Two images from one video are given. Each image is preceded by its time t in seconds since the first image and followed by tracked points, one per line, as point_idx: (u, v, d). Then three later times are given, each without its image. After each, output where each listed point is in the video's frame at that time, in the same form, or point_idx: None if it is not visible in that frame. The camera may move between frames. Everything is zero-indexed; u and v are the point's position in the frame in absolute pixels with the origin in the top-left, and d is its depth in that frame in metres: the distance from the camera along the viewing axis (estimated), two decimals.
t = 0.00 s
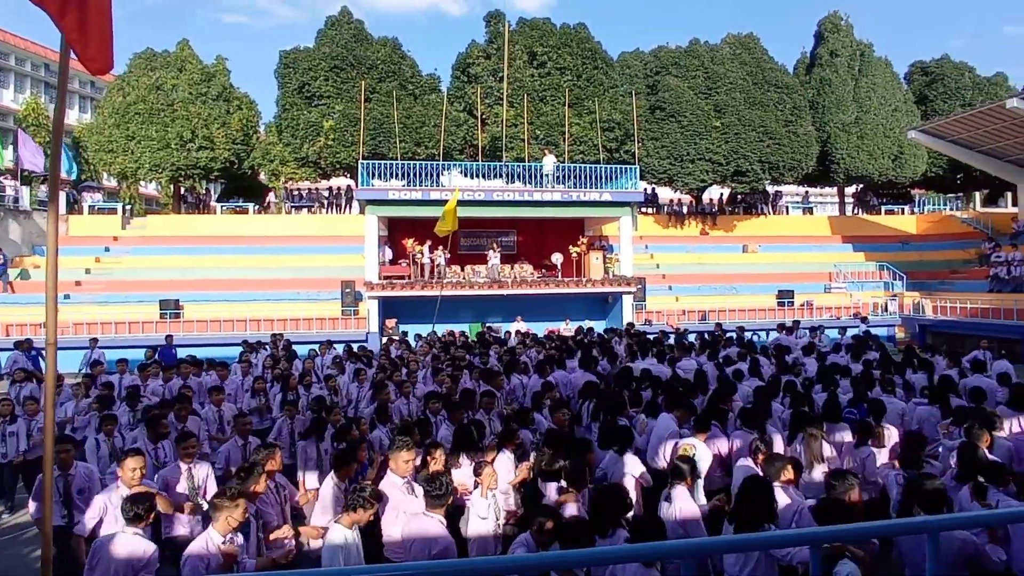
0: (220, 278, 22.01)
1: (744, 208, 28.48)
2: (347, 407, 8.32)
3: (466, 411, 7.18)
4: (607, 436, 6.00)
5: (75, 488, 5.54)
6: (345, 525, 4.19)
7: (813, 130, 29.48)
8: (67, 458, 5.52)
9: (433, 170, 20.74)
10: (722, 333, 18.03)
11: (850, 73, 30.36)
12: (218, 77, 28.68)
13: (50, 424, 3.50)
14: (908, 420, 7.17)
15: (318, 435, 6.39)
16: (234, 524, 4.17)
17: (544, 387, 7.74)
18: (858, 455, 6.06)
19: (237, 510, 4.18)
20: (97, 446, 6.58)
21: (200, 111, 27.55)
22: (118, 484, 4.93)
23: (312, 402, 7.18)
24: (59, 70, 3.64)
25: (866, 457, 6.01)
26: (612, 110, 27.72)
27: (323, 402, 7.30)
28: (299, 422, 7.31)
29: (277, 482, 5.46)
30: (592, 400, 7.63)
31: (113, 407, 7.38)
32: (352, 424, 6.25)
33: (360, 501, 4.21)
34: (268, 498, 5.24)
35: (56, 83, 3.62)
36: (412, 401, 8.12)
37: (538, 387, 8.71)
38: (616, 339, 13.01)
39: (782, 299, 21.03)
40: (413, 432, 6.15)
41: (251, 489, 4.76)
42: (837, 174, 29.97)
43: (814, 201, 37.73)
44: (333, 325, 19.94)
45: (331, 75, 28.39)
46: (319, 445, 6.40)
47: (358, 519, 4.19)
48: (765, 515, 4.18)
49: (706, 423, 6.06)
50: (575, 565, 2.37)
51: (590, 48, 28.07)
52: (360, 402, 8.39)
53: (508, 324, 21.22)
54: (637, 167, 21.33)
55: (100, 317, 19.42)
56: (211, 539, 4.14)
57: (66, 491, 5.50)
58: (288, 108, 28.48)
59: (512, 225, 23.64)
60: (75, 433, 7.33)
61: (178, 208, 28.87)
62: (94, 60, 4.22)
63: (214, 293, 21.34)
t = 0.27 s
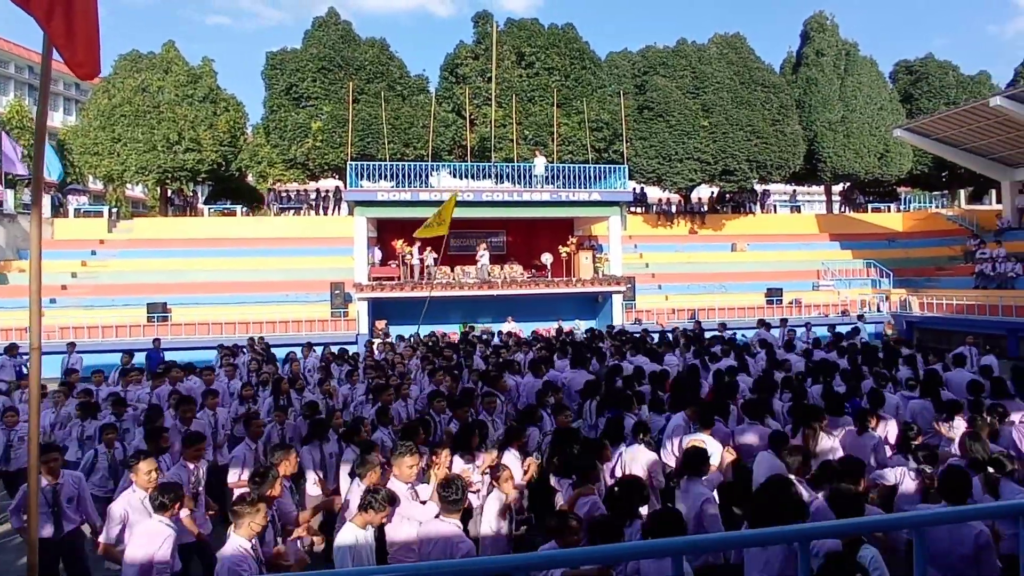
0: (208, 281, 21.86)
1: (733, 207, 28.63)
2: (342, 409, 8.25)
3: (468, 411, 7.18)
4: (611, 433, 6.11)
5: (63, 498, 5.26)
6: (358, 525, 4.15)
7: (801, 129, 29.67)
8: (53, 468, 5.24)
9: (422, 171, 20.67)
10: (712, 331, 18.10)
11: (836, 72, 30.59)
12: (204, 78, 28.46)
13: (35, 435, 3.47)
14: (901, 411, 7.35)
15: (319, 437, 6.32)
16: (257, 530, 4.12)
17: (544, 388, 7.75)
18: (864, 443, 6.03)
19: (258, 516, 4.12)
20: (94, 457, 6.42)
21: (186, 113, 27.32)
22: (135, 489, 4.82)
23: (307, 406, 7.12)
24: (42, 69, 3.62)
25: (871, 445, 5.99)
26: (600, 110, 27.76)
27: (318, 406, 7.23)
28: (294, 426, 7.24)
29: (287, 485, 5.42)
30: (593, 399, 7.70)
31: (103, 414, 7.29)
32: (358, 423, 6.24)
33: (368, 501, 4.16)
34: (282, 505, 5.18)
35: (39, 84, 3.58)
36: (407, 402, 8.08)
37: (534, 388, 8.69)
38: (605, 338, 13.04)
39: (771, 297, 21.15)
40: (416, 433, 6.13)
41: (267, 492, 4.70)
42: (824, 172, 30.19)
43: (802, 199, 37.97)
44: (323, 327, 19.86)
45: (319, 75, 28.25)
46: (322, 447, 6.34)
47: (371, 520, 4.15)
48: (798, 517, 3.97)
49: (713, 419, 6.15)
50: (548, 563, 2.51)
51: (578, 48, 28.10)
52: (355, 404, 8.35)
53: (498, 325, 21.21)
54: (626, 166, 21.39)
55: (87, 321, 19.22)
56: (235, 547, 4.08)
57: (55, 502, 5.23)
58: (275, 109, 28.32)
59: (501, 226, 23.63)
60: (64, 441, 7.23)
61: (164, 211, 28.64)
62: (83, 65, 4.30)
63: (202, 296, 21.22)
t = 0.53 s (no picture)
0: (200, 282, 21.76)
1: (725, 207, 28.74)
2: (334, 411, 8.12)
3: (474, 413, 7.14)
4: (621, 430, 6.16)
5: (59, 512, 5.22)
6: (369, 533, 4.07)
7: (792, 129, 29.82)
8: (50, 481, 5.13)
9: (415, 172, 20.63)
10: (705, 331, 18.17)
11: (827, 73, 30.77)
12: (195, 79, 28.31)
13: (22, 443, 3.42)
14: (893, 408, 7.41)
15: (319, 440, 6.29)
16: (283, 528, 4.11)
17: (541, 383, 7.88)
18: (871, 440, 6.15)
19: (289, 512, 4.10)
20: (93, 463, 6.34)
21: (177, 113, 27.15)
22: (157, 490, 4.83)
23: (304, 407, 7.10)
24: (29, 69, 3.60)
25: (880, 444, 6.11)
26: (593, 111, 27.80)
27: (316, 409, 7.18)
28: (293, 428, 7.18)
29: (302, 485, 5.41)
30: (599, 398, 7.93)
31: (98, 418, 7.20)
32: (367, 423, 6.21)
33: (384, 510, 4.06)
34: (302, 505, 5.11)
35: (26, 84, 3.55)
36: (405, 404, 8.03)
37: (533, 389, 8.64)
38: (600, 338, 13.07)
39: (763, 297, 21.26)
40: (421, 433, 6.12)
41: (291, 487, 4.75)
42: (816, 173, 30.35)
43: (794, 200, 38.15)
44: (315, 328, 19.80)
45: (311, 76, 28.15)
46: (328, 449, 6.30)
47: (384, 532, 4.03)
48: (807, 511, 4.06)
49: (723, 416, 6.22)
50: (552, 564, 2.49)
51: (571, 49, 28.13)
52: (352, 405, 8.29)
53: (491, 325, 21.21)
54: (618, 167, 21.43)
55: (77, 324, 19.09)
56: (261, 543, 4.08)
57: (53, 515, 5.18)
58: (267, 110, 28.21)
59: (494, 226, 23.63)
60: (58, 445, 7.15)
61: (155, 212, 28.46)
62: (73, 67, 4.30)
63: (194, 297, 21.14)
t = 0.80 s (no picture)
0: (190, 283, 21.62)
1: (716, 208, 28.84)
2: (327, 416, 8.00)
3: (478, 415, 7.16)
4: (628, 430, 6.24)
5: (57, 520, 5.15)
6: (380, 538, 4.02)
7: (783, 130, 29.98)
8: (49, 487, 5.08)
9: (408, 172, 20.57)
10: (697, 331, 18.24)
11: (817, 74, 30.98)
12: (186, 77, 28.11)
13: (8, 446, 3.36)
14: (889, 407, 7.56)
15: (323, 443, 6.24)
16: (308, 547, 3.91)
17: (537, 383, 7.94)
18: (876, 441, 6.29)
19: (313, 532, 3.92)
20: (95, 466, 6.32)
21: (167, 112, 26.95)
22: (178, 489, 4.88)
23: (296, 412, 7.00)
24: (15, 66, 3.55)
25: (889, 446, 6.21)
26: (585, 111, 27.83)
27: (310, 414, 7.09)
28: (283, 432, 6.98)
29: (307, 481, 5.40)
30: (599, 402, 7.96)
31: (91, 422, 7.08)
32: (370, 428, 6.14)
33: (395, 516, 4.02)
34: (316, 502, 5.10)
35: (11, 81, 3.51)
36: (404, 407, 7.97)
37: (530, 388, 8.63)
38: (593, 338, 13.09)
39: (754, 297, 21.37)
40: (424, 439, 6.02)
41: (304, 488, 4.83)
42: (807, 173, 30.53)
43: (785, 200, 38.36)
44: (307, 329, 19.72)
45: (303, 75, 28.03)
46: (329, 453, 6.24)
47: (395, 535, 4.00)
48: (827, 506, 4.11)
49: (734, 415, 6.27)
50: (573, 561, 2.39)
51: (564, 49, 28.16)
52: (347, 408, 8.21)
53: (484, 326, 21.19)
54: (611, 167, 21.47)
55: (66, 324, 18.91)
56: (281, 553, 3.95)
57: (49, 523, 5.11)
58: (258, 109, 28.06)
59: (487, 226, 23.61)
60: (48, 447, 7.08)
61: (145, 212, 28.24)
62: (56, 67, 4.26)
63: (184, 298, 21.00)
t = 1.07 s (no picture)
0: (181, 283, 21.49)
1: (709, 208, 28.93)
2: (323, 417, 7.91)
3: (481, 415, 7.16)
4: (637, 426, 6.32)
5: (55, 530, 4.73)
6: (398, 538, 4.08)
7: (775, 131, 30.11)
8: (51, 493, 4.70)
9: (400, 172, 20.52)
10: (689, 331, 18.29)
11: (809, 75, 31.15)
12: (177, 77, 27.92)
13: None
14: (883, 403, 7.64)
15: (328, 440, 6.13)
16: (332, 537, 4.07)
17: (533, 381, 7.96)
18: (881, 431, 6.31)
19: (337, 521, 4.07)
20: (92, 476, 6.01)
21: (158, 112, 26.77)
22: (206, 487, 4.94)
23: (294, 415, 6.82)
24: None
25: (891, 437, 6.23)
26: (579, 111, 27.83)
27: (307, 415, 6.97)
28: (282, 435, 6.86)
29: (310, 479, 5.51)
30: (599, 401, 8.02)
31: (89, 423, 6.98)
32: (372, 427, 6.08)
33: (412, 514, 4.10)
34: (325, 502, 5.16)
35: None
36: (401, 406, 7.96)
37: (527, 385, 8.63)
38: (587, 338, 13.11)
39: (747, 297, 21.45)
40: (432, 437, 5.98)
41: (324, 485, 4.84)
42: (798, 174, 30.68)
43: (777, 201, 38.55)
44: (300, 329, 19.65)
45: (295, 75, 27.91)
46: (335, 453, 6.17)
47: (411, 535, 4.07)
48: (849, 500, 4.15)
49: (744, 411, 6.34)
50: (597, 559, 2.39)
51: (557, 50, 28.16)
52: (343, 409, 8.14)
53: (477, 326, 21.18)
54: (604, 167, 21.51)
55: (55, 325, 18.75)
56: (310, 547, 4.03)
57: (46, 534, 4.69)
58: (250, 109, 27.93)
59: (480, 227, 23.60)
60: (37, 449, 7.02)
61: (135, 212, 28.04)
62: (43, 64, 4.55)
63: (176, 298, 20.89)
